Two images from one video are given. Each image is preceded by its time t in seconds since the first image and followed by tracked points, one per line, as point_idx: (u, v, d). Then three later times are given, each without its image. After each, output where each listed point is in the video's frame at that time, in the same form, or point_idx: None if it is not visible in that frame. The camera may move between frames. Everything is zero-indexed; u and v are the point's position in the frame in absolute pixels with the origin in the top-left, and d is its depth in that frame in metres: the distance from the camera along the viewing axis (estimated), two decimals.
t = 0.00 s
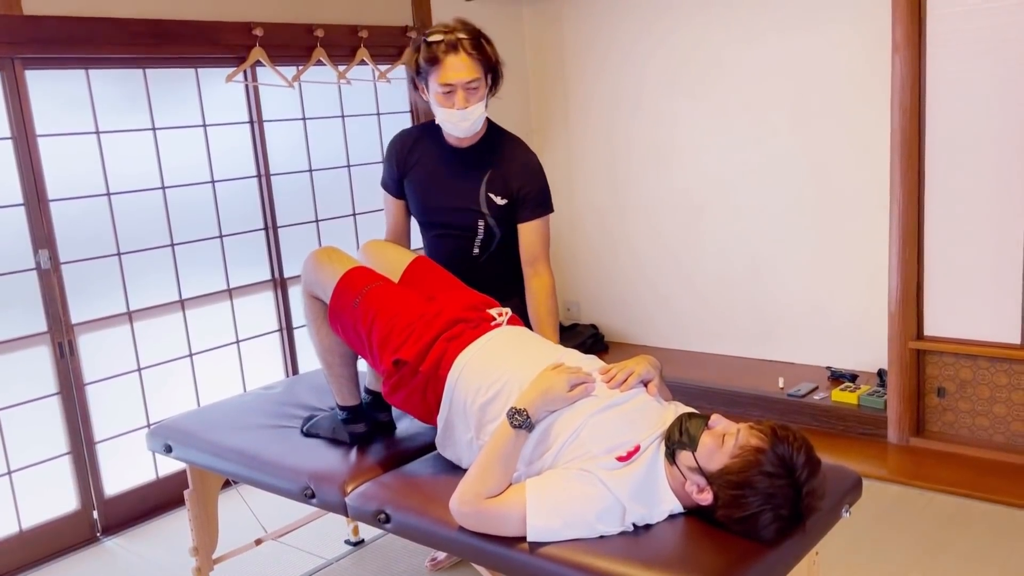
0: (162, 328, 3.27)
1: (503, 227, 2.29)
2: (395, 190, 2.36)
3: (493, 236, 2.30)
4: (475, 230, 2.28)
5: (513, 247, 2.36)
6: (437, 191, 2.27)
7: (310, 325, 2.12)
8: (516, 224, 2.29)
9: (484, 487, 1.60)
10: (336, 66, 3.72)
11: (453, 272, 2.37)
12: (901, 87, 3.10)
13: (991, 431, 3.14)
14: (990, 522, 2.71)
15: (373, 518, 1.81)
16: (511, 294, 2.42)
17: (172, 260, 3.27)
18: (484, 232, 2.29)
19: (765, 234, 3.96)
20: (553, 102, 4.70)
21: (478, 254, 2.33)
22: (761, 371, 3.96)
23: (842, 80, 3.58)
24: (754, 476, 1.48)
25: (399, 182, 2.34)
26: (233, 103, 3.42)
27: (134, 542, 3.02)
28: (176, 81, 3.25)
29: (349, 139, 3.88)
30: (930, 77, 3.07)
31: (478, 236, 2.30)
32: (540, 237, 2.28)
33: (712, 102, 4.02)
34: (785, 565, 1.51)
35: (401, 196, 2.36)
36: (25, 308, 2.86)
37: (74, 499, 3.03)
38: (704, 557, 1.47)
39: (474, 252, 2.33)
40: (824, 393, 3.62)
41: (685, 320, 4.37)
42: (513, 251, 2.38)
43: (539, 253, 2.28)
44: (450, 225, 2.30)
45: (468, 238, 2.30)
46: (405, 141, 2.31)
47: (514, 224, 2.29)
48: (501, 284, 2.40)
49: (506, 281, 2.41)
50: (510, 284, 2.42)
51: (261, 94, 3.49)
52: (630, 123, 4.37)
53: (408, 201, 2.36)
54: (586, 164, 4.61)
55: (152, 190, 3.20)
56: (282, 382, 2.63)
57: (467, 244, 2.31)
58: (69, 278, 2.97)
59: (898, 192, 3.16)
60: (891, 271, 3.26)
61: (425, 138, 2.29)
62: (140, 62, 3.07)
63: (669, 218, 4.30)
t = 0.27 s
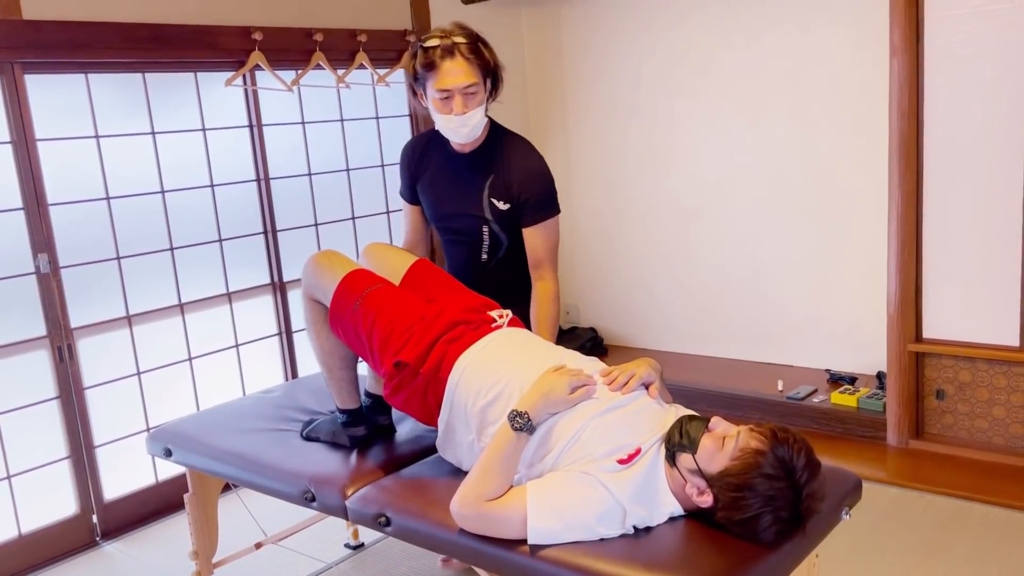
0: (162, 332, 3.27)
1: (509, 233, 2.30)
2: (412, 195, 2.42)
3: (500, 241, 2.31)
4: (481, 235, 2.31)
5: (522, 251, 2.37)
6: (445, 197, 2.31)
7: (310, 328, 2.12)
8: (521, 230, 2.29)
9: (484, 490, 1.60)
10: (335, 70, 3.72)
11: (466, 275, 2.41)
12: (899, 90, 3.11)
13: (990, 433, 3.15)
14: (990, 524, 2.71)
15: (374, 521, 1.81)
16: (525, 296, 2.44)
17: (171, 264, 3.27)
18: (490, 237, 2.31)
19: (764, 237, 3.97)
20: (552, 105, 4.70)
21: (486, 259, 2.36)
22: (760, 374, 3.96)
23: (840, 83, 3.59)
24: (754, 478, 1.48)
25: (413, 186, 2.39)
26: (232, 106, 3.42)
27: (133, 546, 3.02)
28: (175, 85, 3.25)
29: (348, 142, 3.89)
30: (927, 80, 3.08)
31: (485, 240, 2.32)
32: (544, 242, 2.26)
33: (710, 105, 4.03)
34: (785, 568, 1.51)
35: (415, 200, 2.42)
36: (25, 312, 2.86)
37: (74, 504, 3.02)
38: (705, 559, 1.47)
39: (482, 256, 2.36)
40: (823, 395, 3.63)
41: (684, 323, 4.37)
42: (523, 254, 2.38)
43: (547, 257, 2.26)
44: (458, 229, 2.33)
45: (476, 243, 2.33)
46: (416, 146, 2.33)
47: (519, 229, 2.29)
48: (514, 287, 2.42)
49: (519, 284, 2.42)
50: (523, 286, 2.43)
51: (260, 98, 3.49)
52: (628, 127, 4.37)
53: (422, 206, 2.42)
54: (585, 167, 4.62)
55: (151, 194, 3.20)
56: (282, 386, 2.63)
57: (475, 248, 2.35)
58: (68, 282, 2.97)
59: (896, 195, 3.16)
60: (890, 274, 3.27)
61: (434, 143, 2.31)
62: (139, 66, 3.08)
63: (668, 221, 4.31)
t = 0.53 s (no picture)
0: (160, 336, 3.27)
1: (511, 225, 2.29)
2: (408, 208, 2.42)
3: (503, 235, 2.30)
4: (483, 232, 2.29)
5: (523, 242, 2.36)
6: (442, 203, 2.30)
7: (309, 331, 2.12)
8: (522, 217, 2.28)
9: (483, 493, 1.60)
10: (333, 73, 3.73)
11: (473, 276, 2.39)
12: (895, 94, 3.12)
13: (987, 435, 3.16)
14: (987, 527, 2.72)
15: (373, 524, 1.81)
16: (534, 292, 2.43)
17: (170, 268, 3.27)
18: (493, 232, 2.29)
19: (761, 240, 3.97)
20: (549, 109, 4.71)
21: (492, 256, 2.34)
22: (758, 377, 3.97)
23: (836, 86, 3.61)
24: (752, 481, 1.49)
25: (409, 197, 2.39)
26: (230, 110, 3.43)
27: (131, 550, 3.01)
28: (173, 89, 3.25)
29: (346, 146, 3.89)
30: (923, 84, 3.09)
31: (488, 237, 2.30)
32: (549, 224, 2.27)
33: (707, 109, 4.04)
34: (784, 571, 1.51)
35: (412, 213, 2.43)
36: (23, 316, 2.86)
37: (72, 508, 3.02)
38: (703, 562, 1.47)
39: (487, 254, 2.34)
40: (821, 398, 3.63)
41: (681, 326, 4.37)
42: (526, 246, 2.37)
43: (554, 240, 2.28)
44: (460, 231, 2.31)
45: (480, 242, 2.32)
46: (406, 159, 2.35)
47: (519, 218, 2.28)
48: (522, 283, 2.40)
49: (526, 279, 2.40)
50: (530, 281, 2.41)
51: (259, 102, 3.50)
52: (626, 130, 4.39)
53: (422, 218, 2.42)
54: (583, 171, 4.63)
55: (149, 198, 3.20)
56: (280, 389, 2.63)
57: (481, 248, 2.33)
58: (67, 286, 2.97)
59: (892, 198, 3.17)
60: (887, 277, 3.27)
61: (425, 153, 2.33)
62: (137, 70, 3.08)
63: (665, 225, 4.31)
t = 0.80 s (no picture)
0: (156, 340, 3.27)
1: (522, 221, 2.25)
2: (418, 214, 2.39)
3: (514, 233, 2.26)
4: (494, 229, 2.25)
5: (537, 240, 2.32)
6: (452, 202, 2.26)
7: (303, 336, 2.12)
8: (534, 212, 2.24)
9: (479, 498, 1.60)
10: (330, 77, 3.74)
11: (486, 278, 2.33)
12: (890, 98, 3.12)
13: (982, 439, 3.16)
14: (983, 530, 2.72)
15: (369, 529, 1.81)
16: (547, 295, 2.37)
17: (166, 272, 3.27)
18: (504, 229, 2.25)
19: (758, 244, 3.98)
20: (546, 113, 4.72)
21: (504, 254, 2.29)
22: (754, 380, 3.97)
23: (832, 91, 3.62)
24: (748, 486, 1.49)
25: (419, 202, 2.36)
26: (227, 114, 3.43)
27: (127, 555, 3.01)
28: (170, 93, 3.25)
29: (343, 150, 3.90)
30: (918, 89, 3.11)
31: (499, 235, 2.26)
32: (566, 213, 2.25)
33: (702, 113, 4.05)
34: None
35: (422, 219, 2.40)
36: (18, 320, 2.85)
37: (67, 512, 3.01)
38: (699, 567, 1.48)
39: (499, 254, 2.29)
40: (817, 402, 3.64)
41: (678, 330, 4.38)
42: (539, 244, 2.33)
43: (576, 226, 2.26)
44: (471, 231, 2.27)
45: (490, 242, 2.27)
46: (416, 163, 2.32)
47: (530, 213, 2.25)
48: (535, 285, 2.35)
49: (540, 279, 2.35)
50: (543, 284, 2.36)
51: (255, 106, 3.50)
52: (622, 134, 4.39)
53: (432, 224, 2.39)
54: (579, 174, 4.64)
55: (146, 202, 3.20)
56: (277, 393, 2.63)
57: (491, 248, 2.28)
58: (63, 290, 2.96)
59: (888, 202, 3.18)
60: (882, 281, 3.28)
61: (432, 156, 2.31)
62: (134, 73, 3.08)
63: (662, 228, 4.32)
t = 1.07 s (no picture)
0: (152, 343, 3.26)
1: (557, 235, 2.05)
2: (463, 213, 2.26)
3: (547, 247, 2.07)
4: (527, 241, 2.07)
5: (577, 260, 2.10)
6: (490, 206, 2.12)
7: (299, 340, 2.12)
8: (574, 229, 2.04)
9: (475, 501, 1.60)
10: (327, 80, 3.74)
11: (517, 292, 2.16)
12: (886, 102, 3.13)
13: (977, 442, 3.17)
14: (979, 534, 2.73)
15: (365, 532, 1.81)
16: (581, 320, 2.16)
17: (163, 276, 3.27)
18: (537, 243, 2.06)
19: (754, 247, 3.99)
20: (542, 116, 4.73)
21: (535, 270, 2.10)
22: (750, 384, 3.98)
23: (827, 95, 3.63)
24: (744, 489, 1.49)
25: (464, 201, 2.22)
26: (223, 117, 3.43)
27: (123, 558, 3.00)
28: (166, 95, 3.25)
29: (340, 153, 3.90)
30: (914, 93, 3.12)
31: (531, 248, 2.08)
32: (610, 229, 2.03)
33: (699, 117, 4.06)
34: None
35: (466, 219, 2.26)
36: (14, 323, 2.85)
37: (63, 516, 3.01)
38: (695, 570, 1.48)
39: (529, 268, 2.10)
40: (813, 405, 3.64)
41: (674, 333, 4.39)
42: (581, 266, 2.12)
43: (620, 240, 2.03)
44: (504, 239, 2.11)
45: (522, 253, 2.10)
46: (467, 160, 2.18)
47: (570, 230, 2.04)
48: (568, 303, 2.15)
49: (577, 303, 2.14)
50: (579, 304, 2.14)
51: (252, 109, 3.50)
52: (619, 138, 4.40)
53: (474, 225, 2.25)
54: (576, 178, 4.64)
55: (142, 205, 3.20)
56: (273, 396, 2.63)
57: (523, 261, 2.10)
58: (59, 293, 2.96)
59: (883, 206, 3.19)
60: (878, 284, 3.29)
61: (481, 156, 2.16)
62: (130, 76, 3.09)
63: (658, 232, 4.33)
